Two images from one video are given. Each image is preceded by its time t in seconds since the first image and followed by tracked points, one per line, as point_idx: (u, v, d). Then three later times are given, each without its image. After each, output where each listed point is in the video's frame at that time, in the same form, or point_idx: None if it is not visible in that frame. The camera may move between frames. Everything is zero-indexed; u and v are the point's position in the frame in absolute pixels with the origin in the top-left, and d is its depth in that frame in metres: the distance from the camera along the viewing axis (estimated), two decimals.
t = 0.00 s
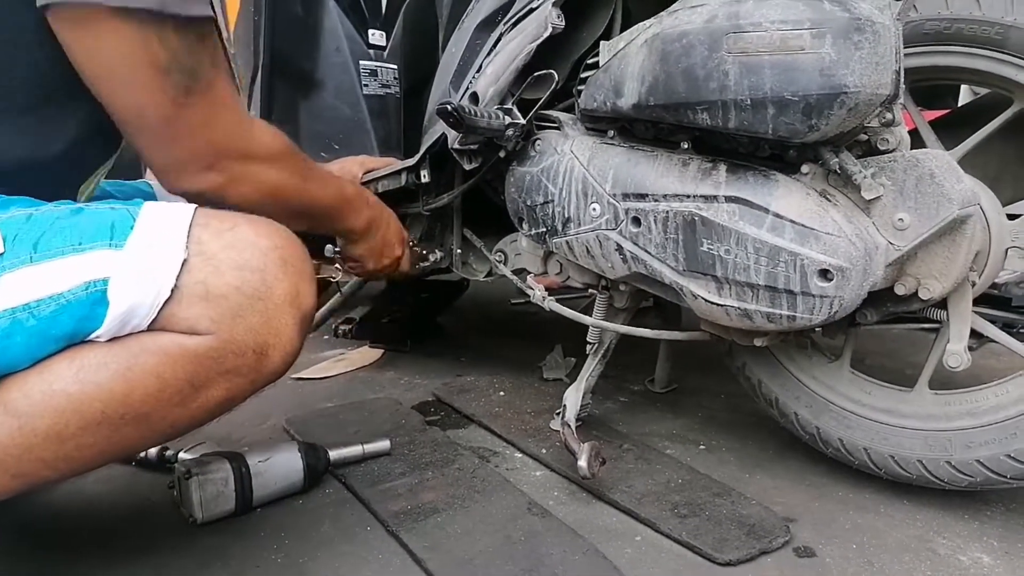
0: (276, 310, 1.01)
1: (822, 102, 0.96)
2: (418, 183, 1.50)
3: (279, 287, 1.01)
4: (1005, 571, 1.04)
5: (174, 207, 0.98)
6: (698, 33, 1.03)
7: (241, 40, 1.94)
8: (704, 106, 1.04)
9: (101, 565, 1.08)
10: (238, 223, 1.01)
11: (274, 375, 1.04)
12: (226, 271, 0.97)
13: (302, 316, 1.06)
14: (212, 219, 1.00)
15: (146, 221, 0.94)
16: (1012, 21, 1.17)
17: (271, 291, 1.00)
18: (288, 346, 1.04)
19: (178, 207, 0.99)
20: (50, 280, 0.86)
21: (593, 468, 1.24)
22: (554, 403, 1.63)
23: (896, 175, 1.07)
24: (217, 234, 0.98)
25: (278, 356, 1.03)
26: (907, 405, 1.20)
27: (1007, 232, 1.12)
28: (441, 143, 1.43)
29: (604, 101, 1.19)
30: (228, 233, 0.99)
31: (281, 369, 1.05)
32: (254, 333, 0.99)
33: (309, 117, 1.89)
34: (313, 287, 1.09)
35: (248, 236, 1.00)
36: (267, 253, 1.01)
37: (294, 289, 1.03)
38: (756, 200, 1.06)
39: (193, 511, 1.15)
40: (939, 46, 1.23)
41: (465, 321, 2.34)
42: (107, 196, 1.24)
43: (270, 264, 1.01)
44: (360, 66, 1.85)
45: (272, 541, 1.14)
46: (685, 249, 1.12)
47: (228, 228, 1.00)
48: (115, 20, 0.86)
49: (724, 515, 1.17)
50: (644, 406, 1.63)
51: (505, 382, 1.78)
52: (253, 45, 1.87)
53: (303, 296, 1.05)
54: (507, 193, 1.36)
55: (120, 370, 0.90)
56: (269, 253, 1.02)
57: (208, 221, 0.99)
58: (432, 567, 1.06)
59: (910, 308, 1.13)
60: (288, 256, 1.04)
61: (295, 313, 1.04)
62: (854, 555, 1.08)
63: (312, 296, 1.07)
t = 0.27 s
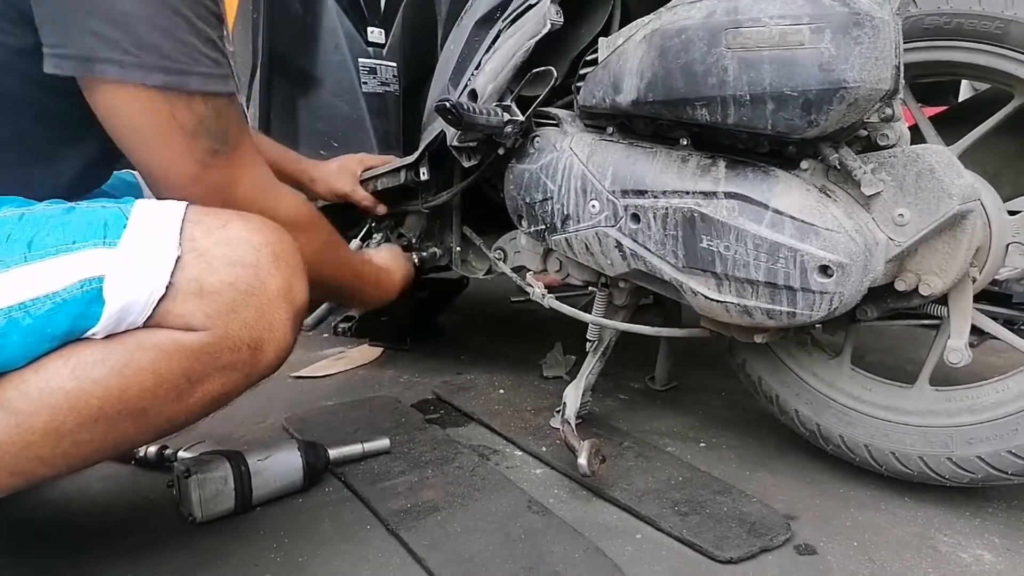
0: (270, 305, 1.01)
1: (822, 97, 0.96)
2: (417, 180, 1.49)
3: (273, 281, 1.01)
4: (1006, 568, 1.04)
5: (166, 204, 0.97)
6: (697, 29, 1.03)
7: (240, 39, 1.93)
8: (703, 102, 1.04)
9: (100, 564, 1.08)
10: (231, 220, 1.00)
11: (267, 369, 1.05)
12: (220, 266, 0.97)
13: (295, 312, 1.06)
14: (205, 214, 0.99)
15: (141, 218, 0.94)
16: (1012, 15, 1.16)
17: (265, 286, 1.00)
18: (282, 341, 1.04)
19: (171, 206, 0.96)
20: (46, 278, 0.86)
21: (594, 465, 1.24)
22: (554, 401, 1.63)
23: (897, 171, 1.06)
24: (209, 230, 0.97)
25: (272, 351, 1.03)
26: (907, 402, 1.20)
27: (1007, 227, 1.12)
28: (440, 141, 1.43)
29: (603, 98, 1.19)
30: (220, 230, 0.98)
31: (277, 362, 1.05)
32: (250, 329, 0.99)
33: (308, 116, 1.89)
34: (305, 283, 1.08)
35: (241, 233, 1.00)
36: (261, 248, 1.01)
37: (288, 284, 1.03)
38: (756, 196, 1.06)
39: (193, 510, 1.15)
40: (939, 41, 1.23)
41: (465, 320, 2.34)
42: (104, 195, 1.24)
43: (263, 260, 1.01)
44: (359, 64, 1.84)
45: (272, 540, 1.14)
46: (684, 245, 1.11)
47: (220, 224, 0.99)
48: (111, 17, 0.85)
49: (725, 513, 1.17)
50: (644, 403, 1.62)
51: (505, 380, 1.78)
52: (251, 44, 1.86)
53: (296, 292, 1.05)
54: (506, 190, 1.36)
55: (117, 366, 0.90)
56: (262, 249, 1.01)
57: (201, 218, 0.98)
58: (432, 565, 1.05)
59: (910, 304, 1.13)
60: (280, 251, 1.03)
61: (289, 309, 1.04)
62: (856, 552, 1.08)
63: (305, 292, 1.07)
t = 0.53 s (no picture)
0: (268, 303, 1.01)
1: (828, 96, 0.95)
2: (421, 179, 1.49)
3: (270, 280, 1.01)
4: (1013, 568, 1.03)
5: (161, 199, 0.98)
6: (702, 27, 1.02)
7: (244, 38, 1.93)
8: (709, 101, 1.04)
9: (104, 564, 1.08)
10: (228, 216, 1.01)
11: (266, 370, 1.04)
12: (216, 265, 0.97)
13: (294, 310, 1.06)
14: (201, 212, 1.00)
15: (133, 216, 0.93)
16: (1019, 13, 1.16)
17: (262, 284, 1.00)
18: (281, 340, 1.03)
19: (167, 199, 0.98)
20: (36, 277, 0.86)
21: (598, 465, 1.23)
22: (558, 400, 1.63)
23: (903, 170, 1.06)
24: (205, 227, 0.98)
25: (270, 352, 1.02)
26: (913, 402, 1.20)
27: (1015, 227, 1.12)
28: (444, 140, 1.42)
29: (607, 96, 1.18)
30: (216, 227, 0.99)
31: (276, 361, 1.05)
32: (245, 328, 0.98)
33: (311, 115, 1.89)
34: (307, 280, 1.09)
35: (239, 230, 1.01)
36: (258, 245, 1.01)
37: (286, 282, 1.03)
38: (762, 195, 1.05)
39: (197, 509, 1.15)
40: (945, 39, 1.22)
41: (469, 319, 2.33)
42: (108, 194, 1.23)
43: (261, 258, 1.01)
44: (362, 63, 1.84)
45: (276, 540, 1.14)
46: (689, 245, 1.11)
47: (217, 221, 1.00)
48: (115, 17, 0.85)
49: (730, 512, 1.17)
50: (648, 403, 1.62)
51: (509, 379, 1.77)
52: (255, 43, 1.86)
53: (295, 290, 1.05)
54: (510, 189, 1.35)
55: (110, 368, 0.90)
56: (260, 246, 1.01)
57: (197, 214, 0.99)
58: (437, 565, 1.05)
59: (916, 303, 1.13)
60: (278, 249, 1.04)
61: (287, 307, 1.04)
62: (861, 552, 1.07)
63: (304, 289, 1.07)
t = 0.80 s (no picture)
0: (277, 305, 1.01)
1: (835, 95, 0.95)
2: (428, 181, 1.49)
3: (278, 282, 1.01)
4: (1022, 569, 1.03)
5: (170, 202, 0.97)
6: (708, 27, 1.02)
7: (251, 40, 1.94)
8: (714, 101, 1.03)
9: (113, 564, 1.09)
10: (236, 220, 1.00)
11: (275, 371, 1.04)
12: (225, 268, 0.97)
13: (303, 311, 1.05)
14: (210, 215, 0.99)
15: (144, 220, 0.94)
16: None
17: (271, 287, 1.00)
18: (290, 341, 1.04)
19: (174, 205, 0.97)
20: (50, 282, 0.87)
21: (605, 466, 1.23)
22: (564, 401, 1.63)
23: (910, 169, 1.05)
24: (214, 232, 0.97)
25: (278, 352, 1.03)
26: (921, 402, 1.19)
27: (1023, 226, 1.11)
28: (450, 141, 1.43)
29: (613, 97, 1.18)
30: (225, 231, 0.98)
31: (285, 361, 1.05)
32: (255, 330, 0.99)
33: (318, 116, 1.90)
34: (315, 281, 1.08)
35: (247, 233, 1.00)
36: (267, 248, 1.01)
37: (294, 285, 1.03)
38: (768, 194, 1.05)
39: (205, 509, 1.15)
40: (952, 38, 1.22)
41: (474, 320, 2.34)
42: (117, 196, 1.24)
43: (269, 260, 1.00)
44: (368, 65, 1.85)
45: (284, 540, 1.14)
46: (696, 245, 1.11)
47: (225, 225, 0.99)
48: (127, 20, 0.86)
49: (737, 513, 1.16)
50: (655, 403, 1.62)
51: (516, 380, 1.77)
52: (262, 45, 1.87)
53: (303, 291, 1.05)
54: (516, 190, 1.35)
55: (122, 370, 0.91)
56: (268, 250, 1.01)
57: (204, 220, 0.98)
58: (444, 565, 1.05)
59: (923, 303, 1.12)
60: (286, 252, 1.03)
61: (295, 309, 1.04)
62: (869, 553, 1.07)
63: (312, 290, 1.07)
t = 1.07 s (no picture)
0: (266, 308, 1.01)
1: (823, 99, 0.96)
2: (418, 182, 1.49)
3: (269, 285, 1.01)
4: (1006, 569, 1.04)
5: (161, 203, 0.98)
6: (698, 31, 1.03)
7: (241, 41, 1.93)
8: (704, 104, 1.04)
9: (101, 566, 1.08)
10: (227, 222, 1.01)
11: (265, 374, 1.04)
12: (215, 270, 0.97)
13: (293, 314, 1.06)
14: (201, 217, 1.00)
15: (133, 221, 0.94)
16: (1013, 18, 1.17)
17: (261, 289, 1.00)
18: (279, 344, 1.04)
19: (167, 204, 0.98)
20: (37, 282, 0.86)
21: (595, 467, 1.24)
22: (554, 403, 1.63)
23: (897, 173, 1.06)
24: (205, 233, 0.98)
25: (268, 356, 1.02)
26: (908, 403, 1.20)
27: (1008, 229, 1.12)
28: (441, 143, 1.43)
29: (604, 100, 1.19)
30: (216, 233, 0.99)
31: (274, 365, 1.04)
32: (244, 334, 0.98)
33: (309, 118, 1.89)
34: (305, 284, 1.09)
35: (239, 235, 1.01)
36: (257, 250, 1.01)
37: (284, 287, 1.03)
38: (757, 198, 1.06)
39: (194, 511, 1.15)
40: (939, 43, 1.23)
41: (465, 321, 2.34)
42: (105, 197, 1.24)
43: (260, 262, 1.01)
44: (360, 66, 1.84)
45: (273, 542, 1.14)
46: (685, 247, 1.11)
47: (216, 227, 1.00)
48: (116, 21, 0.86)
49: (726, 514, 1.17)
50: (645, 405, 1.62)
51: (506, 382, 1.78)
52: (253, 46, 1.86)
53: (293, 294, 1.05)
54: (507, 192, 1.36)
55: (110, 373, 0.90)
56: (259, 252, 1.01)
57: (195, 221, 0.99)
58: (433, 566, 1.05)
59: (910, 305, 1.13)
60: (277, 254, 1.04)
61: (286, 312, 1.04)
62: (856, 553, 1.08)
63: (304, 293, 1.07)
